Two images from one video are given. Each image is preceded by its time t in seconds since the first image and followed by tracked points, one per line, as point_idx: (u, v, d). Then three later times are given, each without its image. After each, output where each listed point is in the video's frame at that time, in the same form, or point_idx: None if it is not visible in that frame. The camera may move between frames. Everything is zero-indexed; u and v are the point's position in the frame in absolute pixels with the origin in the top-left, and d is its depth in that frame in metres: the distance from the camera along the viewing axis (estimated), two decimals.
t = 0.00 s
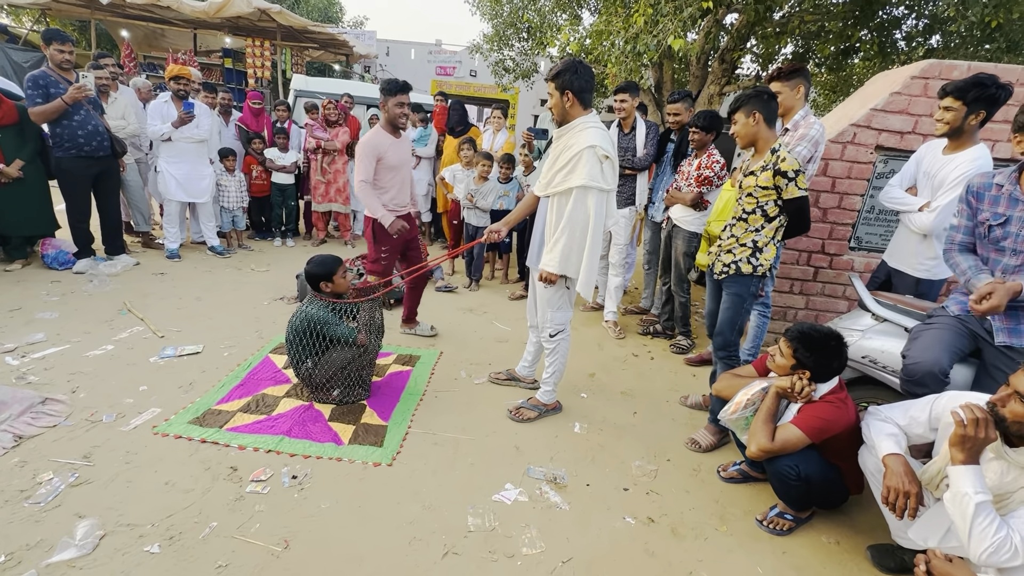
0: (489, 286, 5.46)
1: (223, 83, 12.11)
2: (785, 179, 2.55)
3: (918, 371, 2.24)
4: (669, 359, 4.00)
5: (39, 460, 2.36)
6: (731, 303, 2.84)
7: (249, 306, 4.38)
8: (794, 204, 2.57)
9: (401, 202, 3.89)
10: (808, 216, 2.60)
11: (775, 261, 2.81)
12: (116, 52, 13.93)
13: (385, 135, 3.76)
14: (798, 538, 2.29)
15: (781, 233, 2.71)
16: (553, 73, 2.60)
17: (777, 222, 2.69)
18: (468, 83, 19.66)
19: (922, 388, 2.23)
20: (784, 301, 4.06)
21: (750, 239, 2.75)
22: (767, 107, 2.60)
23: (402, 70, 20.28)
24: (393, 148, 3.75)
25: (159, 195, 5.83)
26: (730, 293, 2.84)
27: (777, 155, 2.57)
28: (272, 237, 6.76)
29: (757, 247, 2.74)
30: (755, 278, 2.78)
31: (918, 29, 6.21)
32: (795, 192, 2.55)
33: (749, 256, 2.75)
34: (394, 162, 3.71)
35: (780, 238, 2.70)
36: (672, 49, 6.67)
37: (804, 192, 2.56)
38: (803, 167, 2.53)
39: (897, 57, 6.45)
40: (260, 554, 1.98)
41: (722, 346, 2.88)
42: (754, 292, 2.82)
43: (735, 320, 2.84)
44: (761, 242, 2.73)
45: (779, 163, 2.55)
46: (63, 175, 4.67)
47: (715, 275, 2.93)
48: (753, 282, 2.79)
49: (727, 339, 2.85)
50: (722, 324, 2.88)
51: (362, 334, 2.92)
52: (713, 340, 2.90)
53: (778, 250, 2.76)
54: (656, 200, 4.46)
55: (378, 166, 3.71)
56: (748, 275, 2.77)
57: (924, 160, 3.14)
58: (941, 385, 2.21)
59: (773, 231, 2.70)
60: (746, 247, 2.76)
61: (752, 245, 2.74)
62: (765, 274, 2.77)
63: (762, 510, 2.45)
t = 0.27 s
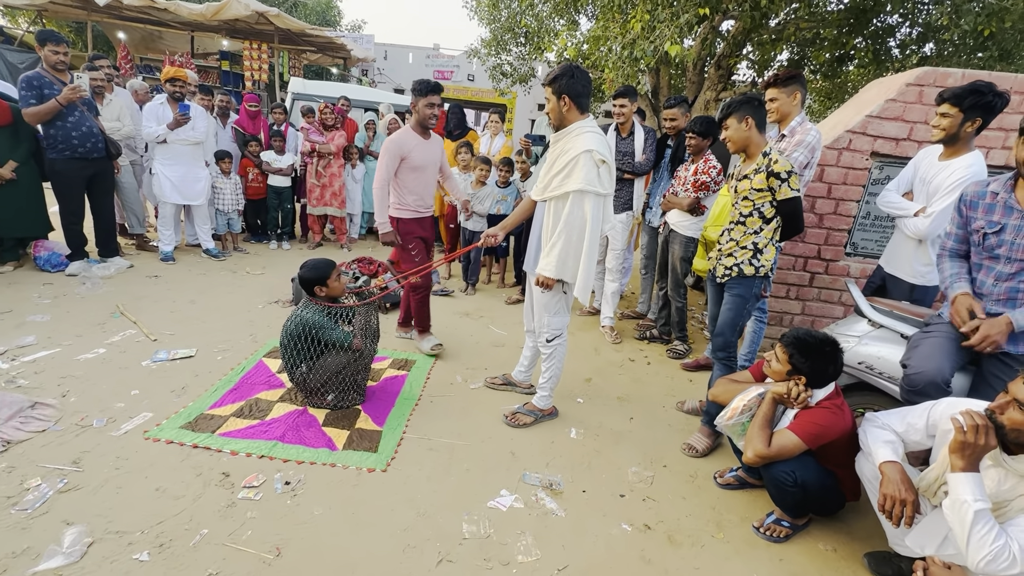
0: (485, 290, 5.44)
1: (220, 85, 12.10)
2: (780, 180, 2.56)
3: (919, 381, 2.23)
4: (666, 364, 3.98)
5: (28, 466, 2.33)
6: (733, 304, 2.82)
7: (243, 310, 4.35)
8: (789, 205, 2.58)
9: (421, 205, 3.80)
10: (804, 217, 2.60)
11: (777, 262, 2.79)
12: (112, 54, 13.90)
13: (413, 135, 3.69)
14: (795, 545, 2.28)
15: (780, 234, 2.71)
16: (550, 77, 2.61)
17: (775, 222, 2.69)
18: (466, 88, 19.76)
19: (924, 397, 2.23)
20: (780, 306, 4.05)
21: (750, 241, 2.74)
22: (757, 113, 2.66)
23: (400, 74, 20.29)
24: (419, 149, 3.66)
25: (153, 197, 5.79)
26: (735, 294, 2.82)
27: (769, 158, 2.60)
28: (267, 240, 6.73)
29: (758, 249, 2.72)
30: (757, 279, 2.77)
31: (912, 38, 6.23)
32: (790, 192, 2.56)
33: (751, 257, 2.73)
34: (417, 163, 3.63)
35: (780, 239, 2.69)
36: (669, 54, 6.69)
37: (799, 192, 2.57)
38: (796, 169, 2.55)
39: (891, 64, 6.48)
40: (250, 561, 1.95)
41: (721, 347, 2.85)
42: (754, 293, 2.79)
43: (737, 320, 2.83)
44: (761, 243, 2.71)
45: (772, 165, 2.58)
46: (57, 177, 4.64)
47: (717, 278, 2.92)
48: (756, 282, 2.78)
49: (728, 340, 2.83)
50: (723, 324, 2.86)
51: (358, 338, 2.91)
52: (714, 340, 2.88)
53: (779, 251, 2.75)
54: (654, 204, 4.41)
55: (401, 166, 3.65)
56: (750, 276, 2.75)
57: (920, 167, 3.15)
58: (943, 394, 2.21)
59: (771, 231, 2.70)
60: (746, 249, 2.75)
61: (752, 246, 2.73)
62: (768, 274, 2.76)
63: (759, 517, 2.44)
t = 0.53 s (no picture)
0: (481, 297, 5.44)
1: (217, 90, 12.10)
2: (772, 191, 2.58)
3: (913, 391, 2.20)
4: (661, 373, 3.98)
5: (15, 474, 2.29)
6: (727, 314, 2.83)
7: (238, 316, 4.32)
8: (782, 215, 2.59)
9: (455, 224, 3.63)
10: (797, 227, 2.61)
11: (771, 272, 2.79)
12: (109, 58, 13.87)
13: (439, 153, 3.52)
14: (791, 557, 2.27)
15: (774, 243, 2.71)
16: (547, 87, 2.62)
17: (768, 232, 2.69)
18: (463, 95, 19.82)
19: (917, 408, 2.20)
20: (775, 316, 4.06)
21: (744, 250, 2.74)
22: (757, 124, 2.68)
23: (397, 81, 20.35)
24: (442, 167, 3.48)
25: (148, 202, 5.76)
26: (729, 303, 2.83)
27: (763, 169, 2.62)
28: (263, 245, 6.70)
29: (752, 258, 2.73)
30: (751, 289, 2.77)
31: (903, 51, 6.29)
32: (783, 202, 2.57)
33: (745, 267, 2.73)
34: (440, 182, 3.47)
35: (774, 249, 2.69)
36: (664, 65, 6.74)
37: (792, 202, 2.58)
38: (788, 179, 2.57)
39: (883, 77, 6.54)
40: (241, 573, 1.92)
41: (716, 354, 2.87)
42: (748, 303, 2.80)
43: (731, 329, 2.84)
44: (755, 253, 2.72)
45: (765, 175, 2.59)
46: (50, 181, 4.61)
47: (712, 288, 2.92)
48: (750, 291, 2.78)
49: (722, 349, 2.86)
50: (717, 333, 2.88)
51: (353, 346, 2.89)
52: (708, 348, 2.90)
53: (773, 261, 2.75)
54: (649, 214, 4.41)
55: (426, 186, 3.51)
56: (745, 285, 2.76)
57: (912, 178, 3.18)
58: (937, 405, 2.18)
59: (765, 241, 2.70)
60: (741, 258, 2.75)
61: (747, 256, 2.74)
62: (762, 284, 2.76)
63: (755, 528, 2.43)
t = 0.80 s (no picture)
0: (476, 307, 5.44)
1: (215, 98, 12.12)
2: (760, 207, 2.60)
3: (902, 405, 2.24)
4: (655, 385, 3.98)
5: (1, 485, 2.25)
6: (714, 326, 2.85)
7: (231, 324, 4.29)
8: (768, 231, 2.60)
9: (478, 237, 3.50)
10: (784, 244, 2.61)
11: (759, 287, 2.79)
12: (106, 64, 13.87)
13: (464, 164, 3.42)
14: (784, 572, 2.26)
15: (762, 259, 2.71)
16: (545, 101, 2.64)
17: (756, 247, 2.70)
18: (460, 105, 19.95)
19: (906, 421, 2.23)
20: (769, 329, 4.08)
21: (731, 263, 2.76)
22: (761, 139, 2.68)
23: (394, 90, 20.45)
24: (465, 178, 3.37)
25: (142, 208, 5.74)
26: (714, 316, 2.85)
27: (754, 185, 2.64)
28: (257, 253, 6.68)
29: (739, 272, 2.74)
30: (737, 302, 2.78)
31: (893, 68, 6.38)
32: (770, 218, 2.58)
33: (731, 280, 2.75)
34: (460, 193, 3.37)
35: (761, 264, 2.69)
36: (659, 78, 6.82)
37: (780, 219, 2.59)
38: (778, 196, 2.58)
39: (874, 93, 6.64)
40: None
41: (704, 366, 2.89)
42: (734, 316, 2.80)
43: (717, 342, 2.86)
44: (742, 267, 2.73)
45: (755, 191, 2.61)
46: (44, 186, 4.58)
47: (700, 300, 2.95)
48: (737, 305, 2.79)
49: (710, 360, 2.87)
50: (705, 344, 2.91)
51: (347, 356, 2.87)
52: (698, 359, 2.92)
53: (761, 276, 2.75)
54: (643, 227, 4.52)
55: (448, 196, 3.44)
56: (730, 299, 2.77)
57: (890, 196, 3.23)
58: (925, 419, 2.21)
59: (753, 256, 2.71)
60: (728, 271, 2.77)
61: (733, 269, 2.75)
62: (748, 299, 2.77)
63: (749, 542, 2.42)
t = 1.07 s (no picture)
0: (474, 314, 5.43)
1: (214, 102, 12.13)
2: (757, 218, 2.63)
3: (899, 419, 2.24)
4: (652, 395, 3.97)
5: None
6: (715, 336, 2.86)
7: (227, 329, 4.27)
8: (766, 241, 2.63)
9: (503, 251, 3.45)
10: (782, 253, 2.65)
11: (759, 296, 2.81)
12: (105, 67, 13.87)
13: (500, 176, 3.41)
14: None
15: (762, 268, 2.73)
16: (548, 111, 2.68)
17: (756, 257, 2.72)
18: (459, 112, 20.05)
19: (904, 435, 2.23)
20: (765, 339, 4.09)
21: (732, 274, 2.77)
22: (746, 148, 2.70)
23: (394, 96, 20.52)
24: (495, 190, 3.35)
25: (139, 212, 5.72)
26: (717, 327, 2.85)
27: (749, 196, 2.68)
28: (254, 257, 6.66)
29: (740, 282, 2.75)
30: (739, 313, 2.79)
31: (888, 81, 6.43)
32: (767, 228, 2.62)
33: (733, 290, 2.75)
34: (488, 205, 3.35)
35: (762, 273, 2.71)
36: (657, 88, 6.86)
37: (775, 229, 2.63)
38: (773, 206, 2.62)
39: (869, 105, 6.70)
40: None
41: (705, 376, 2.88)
42: (736, 326, 2.81)
43: (719, 352, 2.86)
44: (743, 277, 2.74)
45: (750, 203, 2.65)
46: (41, 189, 4.57)
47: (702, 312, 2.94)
48: (739, 316, 2.79)
49: (709, 370, 2.86)
50: (706, 356, 2.90)
51: (344, 364, 2.86)
52: (698, 370, 2.91)
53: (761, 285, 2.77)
54: (642, 236, 4.51)
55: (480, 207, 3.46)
56: (732, 309, 2.77)
57: (867, 205, 3.30)
58: (922, 433, 2.21)
59: (753, 266, 2.72)
60: (729, 282, 2.78)
61: (735, 280, 2.76)
62: (750, 308, 2.77)
63: (745, 554, 2.41)
